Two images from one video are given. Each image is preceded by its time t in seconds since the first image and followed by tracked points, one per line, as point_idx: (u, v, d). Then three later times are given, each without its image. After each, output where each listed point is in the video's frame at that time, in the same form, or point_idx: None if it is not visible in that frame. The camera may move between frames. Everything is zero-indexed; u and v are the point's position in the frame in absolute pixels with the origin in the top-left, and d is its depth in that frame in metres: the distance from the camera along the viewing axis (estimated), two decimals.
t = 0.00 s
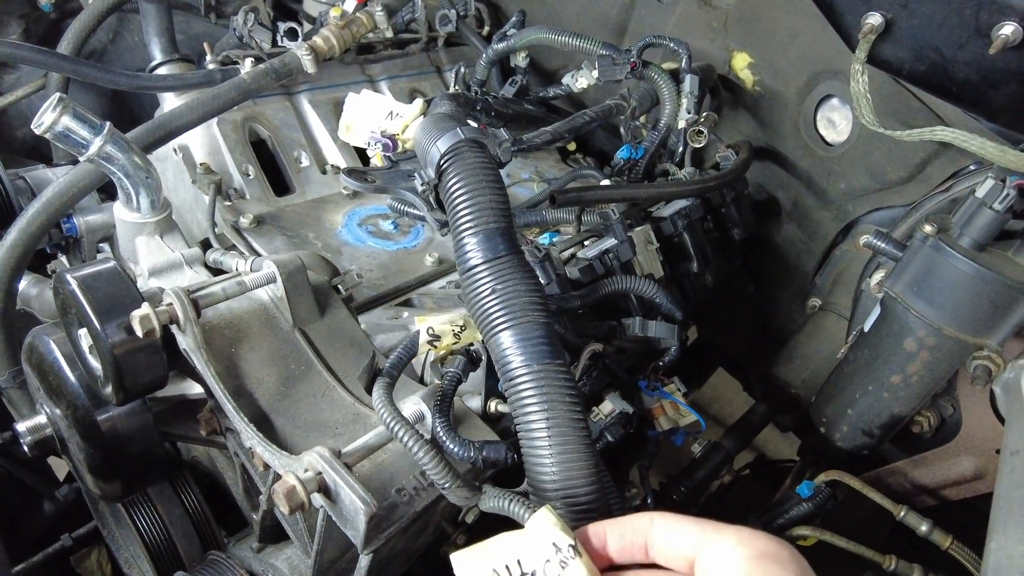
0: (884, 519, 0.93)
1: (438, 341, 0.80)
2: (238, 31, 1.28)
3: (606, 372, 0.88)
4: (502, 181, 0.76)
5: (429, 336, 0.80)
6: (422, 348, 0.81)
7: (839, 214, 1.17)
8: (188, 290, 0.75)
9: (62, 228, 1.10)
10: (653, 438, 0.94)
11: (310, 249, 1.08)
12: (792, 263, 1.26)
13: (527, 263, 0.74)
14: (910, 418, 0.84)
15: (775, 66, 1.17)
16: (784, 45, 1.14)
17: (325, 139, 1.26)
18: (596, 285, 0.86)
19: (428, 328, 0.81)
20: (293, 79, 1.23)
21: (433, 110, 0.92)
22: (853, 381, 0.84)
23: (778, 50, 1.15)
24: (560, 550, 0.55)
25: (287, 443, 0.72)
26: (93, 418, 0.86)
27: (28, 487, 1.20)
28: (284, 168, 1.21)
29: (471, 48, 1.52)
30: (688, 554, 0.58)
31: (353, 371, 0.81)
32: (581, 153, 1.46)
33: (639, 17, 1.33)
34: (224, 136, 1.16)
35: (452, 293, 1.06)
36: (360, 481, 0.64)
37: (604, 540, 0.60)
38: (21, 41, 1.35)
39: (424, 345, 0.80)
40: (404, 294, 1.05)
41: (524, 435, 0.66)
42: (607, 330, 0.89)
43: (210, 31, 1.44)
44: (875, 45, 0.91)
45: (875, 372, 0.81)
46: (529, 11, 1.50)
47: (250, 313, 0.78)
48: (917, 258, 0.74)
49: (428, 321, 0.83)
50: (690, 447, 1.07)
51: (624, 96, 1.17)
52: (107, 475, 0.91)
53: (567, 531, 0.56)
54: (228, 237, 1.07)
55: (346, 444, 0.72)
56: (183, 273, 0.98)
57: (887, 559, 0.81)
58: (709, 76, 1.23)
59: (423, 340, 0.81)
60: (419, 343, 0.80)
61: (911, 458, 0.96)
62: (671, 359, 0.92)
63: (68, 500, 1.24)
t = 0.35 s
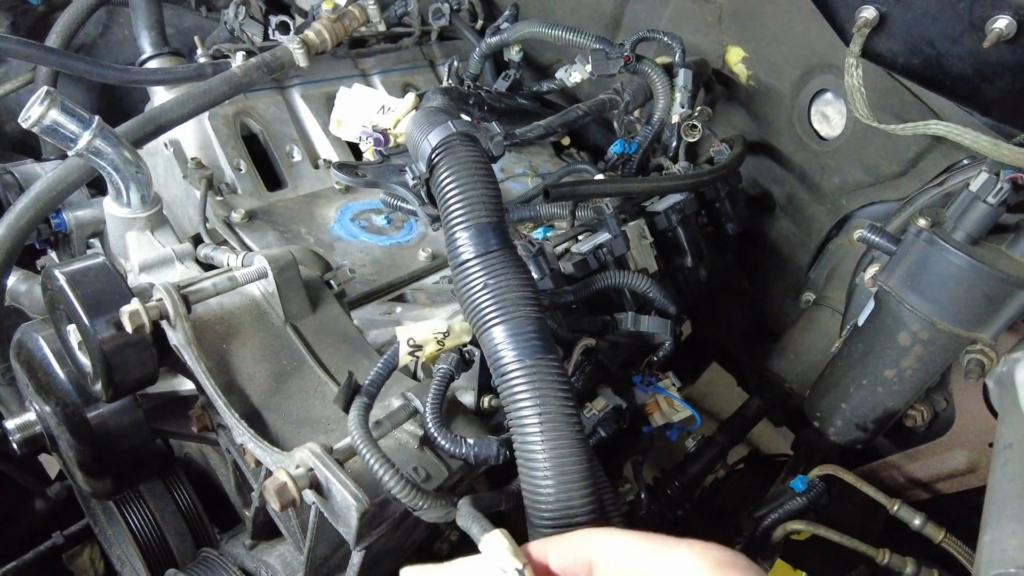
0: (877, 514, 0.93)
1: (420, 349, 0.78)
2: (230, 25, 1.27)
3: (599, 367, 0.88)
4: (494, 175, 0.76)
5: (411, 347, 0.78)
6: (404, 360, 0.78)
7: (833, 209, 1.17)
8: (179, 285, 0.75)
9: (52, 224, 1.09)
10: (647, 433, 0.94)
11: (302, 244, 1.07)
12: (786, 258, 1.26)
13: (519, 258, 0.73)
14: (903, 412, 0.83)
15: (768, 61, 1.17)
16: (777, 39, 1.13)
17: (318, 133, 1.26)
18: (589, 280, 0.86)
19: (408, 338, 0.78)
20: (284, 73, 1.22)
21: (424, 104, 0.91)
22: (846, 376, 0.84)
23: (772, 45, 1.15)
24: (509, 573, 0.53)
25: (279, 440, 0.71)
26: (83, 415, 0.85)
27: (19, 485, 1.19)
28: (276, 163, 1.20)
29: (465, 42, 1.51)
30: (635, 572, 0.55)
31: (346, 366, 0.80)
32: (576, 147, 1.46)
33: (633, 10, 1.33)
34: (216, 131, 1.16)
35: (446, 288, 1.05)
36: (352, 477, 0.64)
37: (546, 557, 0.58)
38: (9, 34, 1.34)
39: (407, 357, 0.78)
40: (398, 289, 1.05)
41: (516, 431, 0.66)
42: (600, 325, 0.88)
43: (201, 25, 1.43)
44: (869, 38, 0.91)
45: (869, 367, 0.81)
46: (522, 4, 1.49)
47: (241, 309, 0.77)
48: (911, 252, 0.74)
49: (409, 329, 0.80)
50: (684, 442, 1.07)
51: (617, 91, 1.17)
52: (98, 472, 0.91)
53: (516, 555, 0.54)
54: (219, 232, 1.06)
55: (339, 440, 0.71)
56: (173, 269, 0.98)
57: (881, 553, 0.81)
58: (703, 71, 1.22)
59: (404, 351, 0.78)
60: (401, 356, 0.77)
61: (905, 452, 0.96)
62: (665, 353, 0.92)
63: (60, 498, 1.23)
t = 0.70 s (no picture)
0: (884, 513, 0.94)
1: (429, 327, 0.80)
2: (236, 27, 1.27)
3: (608, 371, 0.89)
4: (503, 182, 0.76)
5: (421, 320, 0.80)
6: (411, 334, 0.80)
7: (838, 211, 1.18)
8: (196, 293, 0.75)
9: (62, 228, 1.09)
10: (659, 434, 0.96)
11: (312, 248, 1.07)
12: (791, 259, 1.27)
13: (531, 264, 0.74)
14: (911, 414, 0.85)
15: (773, 64, 1.18)
16: (782, 42, 1.14)
17: (325, 136, 1.26)
18: (599, 284, 0.87)
19: (420, 313, 0.81)
20: (291, 76, 1.22)
21: (432, 109, 0.92)
22: (855, 378, 0.86)
23: (777, 48, 1.16)
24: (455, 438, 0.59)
25: (299, 445, 0.72)
26: (99, 421, 0.86)
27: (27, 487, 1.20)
28: (284, 166, 1.20)
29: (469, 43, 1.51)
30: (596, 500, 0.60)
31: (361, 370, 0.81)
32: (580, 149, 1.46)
33: (637, 13, 1.33)
34: (224, 134, 1.16)
35: (455, 291, 1.06)
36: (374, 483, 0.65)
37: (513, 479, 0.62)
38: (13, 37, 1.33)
39: (414, 329, 0.80)
40: (407, 292, 1.05)
41: (530, 435, 0.67)
42: (611, 328, 0.89)
43: (205, 26, 1.43)
44: (876, 44, 0.92)
45: (878, 370, 0.82)
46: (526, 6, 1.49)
47: (257, 316, 0.78)
48: (921, 258, 0.75)
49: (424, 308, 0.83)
50: (692, 443, 1.08)
51: (623, 96, 1.17)
52: (112, 476, 0.91)
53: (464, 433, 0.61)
54: (229, 236, 1.06)
55: (358, 445, 0.72)
56: (185, 273, 0.98)
57: (891, 554, 0.83)
58: (708, 74, 1.23)
59: (413, 325, 0.80)
60: (409, 329, 0.80)
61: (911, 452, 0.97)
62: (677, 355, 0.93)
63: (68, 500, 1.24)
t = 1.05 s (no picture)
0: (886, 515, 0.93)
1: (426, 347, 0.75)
2: (233, 23, 1.26)
3: (610, 370, 0.88)
4: (507, 179, 0.75)
5: (415, 344, 0.75)
6: (407, 359, 0.75)
7: (839, 210, 1.18)
8: (192, 290, 0.74)
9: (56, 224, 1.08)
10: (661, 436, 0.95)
11: (309, 245, 1.06)
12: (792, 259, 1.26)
13: (535, 263, 0.73)
14: (915, 414, 0.84)
15: (775, 62, 1.17)
16: (784, 41, 1.13)
17: (322, 133, 1.25)
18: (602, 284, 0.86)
19: (412, 335, 0.76)
20: (289, 72, 1.21)
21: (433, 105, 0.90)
22: (858, 379, 0.85)
23: (778, 46, 1.15)
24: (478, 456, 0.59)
25: (296, 445, 0.71)
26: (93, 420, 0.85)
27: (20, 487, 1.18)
28: (281, 163, 1.19)
29: (468, 41, 1.50)
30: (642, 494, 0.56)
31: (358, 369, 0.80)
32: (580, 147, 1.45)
33: (638, 10, 1.32)
34: (220, 131, 1.15)
35: (454, 290, 1.05)
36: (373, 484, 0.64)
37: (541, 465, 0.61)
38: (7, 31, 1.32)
39: (410, 355, 0.75)
40: (406, 290, 1.04)
41: (534, 436, 0.66)
42: (614, 328, 0.88)
43: (202, 22, 1.41)
44: (878, 42, 0.91)
45: (880, 370, 0.82)
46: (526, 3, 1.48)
47: (253, 314, 0.77)
48: (925, 258, 0.74)
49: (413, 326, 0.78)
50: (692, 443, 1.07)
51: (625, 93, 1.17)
52: (106, 476, 0.90)
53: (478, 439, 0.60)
54: (224, 233, 1.05)
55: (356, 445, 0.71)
56: (181, 271, 0.97)
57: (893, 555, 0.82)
58: (709, 72, 1.22)
59: (407, 349, 0.75)
60: (403, 354, 0.75)
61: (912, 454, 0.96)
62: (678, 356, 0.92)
63: (61, 499, 1.22)
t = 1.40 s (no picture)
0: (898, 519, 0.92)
1: (438, 346, 0.74)
2: (243, 19, 1.25)
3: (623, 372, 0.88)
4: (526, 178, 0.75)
5: (427, 342, 0.74)
6: (420, 357, 0.74)
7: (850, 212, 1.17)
8: (207, 287, 0.73)
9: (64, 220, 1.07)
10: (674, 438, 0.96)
11: (319, 243, 1.06)
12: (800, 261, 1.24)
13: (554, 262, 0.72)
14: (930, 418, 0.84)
15: (787, 63, 1.16)
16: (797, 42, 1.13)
17: (331, 130, 1.24)
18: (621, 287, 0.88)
19: (426, 333, 0.75)
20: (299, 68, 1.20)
21: (448, 104, 0.90)
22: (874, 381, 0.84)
23: (792, 47, 1.15)
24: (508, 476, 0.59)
25: (311, 444, 0.70)
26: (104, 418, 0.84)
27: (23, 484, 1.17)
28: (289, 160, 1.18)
29: (477, 39, 1.49)
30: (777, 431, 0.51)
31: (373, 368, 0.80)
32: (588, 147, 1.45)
33: (649, 9, 1.32)
34: (230, 127, 1.14)
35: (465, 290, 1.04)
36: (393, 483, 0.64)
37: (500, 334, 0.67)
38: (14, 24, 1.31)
39: (422, 352, 0.74)
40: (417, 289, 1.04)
41: (553, 434, 0.65)
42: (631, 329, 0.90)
43: (210, 17, 1.40)
44: (895, 44, 0.91)
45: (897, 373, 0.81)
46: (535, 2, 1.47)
47: (268, 312, 0.76)
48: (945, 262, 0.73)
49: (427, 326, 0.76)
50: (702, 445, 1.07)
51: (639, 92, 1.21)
52: (115, 473, 0.89)
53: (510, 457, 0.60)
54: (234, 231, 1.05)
55: (372, 445, 0.70)
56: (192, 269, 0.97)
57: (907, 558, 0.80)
58: (721, 73, 1.22)
59: (420, 347, 0.74)
60: (416, 352, 0.74)
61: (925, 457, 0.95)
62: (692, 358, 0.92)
63: (64, 497, 1.21)
